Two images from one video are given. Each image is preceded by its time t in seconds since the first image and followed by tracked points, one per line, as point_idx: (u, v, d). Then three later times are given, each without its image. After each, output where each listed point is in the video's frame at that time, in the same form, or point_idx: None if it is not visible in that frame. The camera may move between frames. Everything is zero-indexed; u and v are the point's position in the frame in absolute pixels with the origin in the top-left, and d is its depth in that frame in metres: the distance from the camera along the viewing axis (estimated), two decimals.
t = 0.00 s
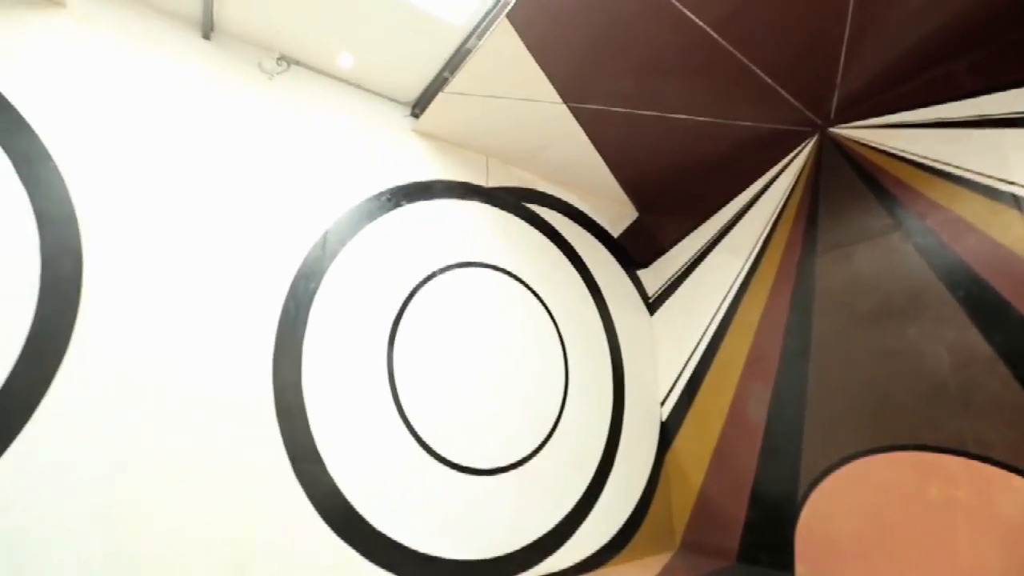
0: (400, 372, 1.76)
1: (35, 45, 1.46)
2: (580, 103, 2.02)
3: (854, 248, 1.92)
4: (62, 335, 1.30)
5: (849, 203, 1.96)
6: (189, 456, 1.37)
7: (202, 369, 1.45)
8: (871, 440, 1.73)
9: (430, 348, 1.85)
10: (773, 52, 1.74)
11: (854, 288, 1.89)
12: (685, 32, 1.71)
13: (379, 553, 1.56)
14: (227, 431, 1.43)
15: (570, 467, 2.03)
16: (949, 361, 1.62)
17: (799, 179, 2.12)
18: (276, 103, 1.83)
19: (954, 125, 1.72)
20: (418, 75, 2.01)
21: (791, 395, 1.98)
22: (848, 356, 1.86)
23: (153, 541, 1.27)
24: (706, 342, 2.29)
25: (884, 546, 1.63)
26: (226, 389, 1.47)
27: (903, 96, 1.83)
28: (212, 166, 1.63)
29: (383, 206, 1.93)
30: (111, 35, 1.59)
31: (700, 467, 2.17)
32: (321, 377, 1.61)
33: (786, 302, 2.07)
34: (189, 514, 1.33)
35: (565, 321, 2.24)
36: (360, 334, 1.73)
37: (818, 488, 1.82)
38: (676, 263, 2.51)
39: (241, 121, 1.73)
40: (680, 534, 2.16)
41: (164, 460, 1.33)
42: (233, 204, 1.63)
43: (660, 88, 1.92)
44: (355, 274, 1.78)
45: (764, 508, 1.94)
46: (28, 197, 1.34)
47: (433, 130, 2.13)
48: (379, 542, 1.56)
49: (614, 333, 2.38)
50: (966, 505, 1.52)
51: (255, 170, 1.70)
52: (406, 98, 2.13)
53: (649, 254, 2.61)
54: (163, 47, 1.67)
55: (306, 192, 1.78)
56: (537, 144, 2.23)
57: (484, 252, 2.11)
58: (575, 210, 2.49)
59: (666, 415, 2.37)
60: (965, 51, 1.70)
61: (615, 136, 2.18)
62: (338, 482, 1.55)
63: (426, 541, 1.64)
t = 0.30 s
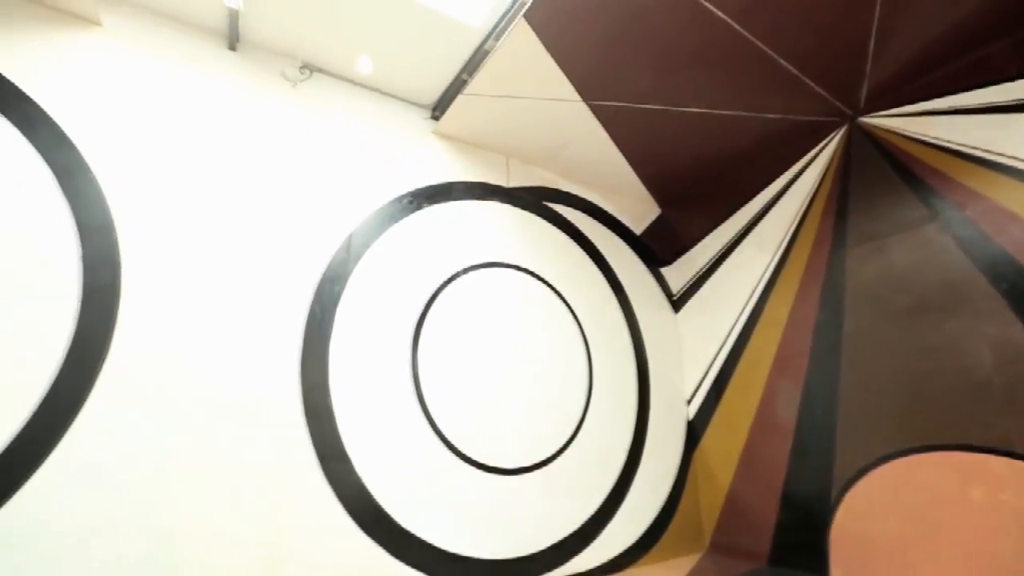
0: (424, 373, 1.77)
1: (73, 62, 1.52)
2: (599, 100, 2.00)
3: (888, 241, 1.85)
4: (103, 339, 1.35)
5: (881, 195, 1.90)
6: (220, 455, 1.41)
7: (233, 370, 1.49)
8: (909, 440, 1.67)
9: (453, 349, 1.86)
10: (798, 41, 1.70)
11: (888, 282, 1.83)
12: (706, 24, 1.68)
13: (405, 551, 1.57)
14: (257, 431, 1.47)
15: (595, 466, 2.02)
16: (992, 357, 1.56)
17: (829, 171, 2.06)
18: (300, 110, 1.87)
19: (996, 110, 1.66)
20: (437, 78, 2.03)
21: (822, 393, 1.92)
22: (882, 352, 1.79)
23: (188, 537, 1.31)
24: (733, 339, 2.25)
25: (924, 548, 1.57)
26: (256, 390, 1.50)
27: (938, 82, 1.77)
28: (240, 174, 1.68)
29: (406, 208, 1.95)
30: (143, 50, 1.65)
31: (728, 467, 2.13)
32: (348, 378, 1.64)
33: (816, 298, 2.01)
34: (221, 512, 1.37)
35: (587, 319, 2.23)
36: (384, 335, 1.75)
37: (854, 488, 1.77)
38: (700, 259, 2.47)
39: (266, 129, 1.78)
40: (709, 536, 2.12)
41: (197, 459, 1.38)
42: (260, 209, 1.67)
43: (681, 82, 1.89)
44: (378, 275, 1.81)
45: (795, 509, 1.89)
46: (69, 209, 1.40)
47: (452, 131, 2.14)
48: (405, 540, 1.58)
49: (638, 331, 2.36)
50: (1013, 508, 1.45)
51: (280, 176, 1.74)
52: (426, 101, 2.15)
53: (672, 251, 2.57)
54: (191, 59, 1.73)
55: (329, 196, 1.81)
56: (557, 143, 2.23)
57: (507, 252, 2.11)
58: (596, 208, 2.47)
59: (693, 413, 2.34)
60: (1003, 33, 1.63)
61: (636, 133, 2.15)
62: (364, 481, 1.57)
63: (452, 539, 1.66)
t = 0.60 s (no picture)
0: (451, 374, 1.79)
1: (112, 77, 1.59)
2: (621, 97, 1.98)
3: (928, 232, 1.78)
4: (144, 343, 1.40)
5: (920, 184, 1.83)
6: (255, 455, 1.44)
7: (267, 372, 1.53)
8: (954, 439, 1.60)
9: (479, 349, 1.87)
10: (827, 28, 1.64)
11: (929, 274, 1.76)
12: (730, 14, 1.64)
13: (435, 549, 1.59)
14: (290, 431, 1.50)
15: (625, 465, 2.00)
16: None
17: (863, 161, 1.99)
18: (325, 116, 1.91)
19: None
20: (459, 80, 2.04)
21: (860, 390, 1.86)
22: (925, 348, 1.73)
23: (227, 533, 1.36)
24: (764, 336, 2.19)
25: (974, 551, 1.51)
26: (289, 391, 1.54)
27: (979, 64, 1.69)
28: (269, 181, 1.72)
29: (431, 209, 1.97)
30: (177, 65, 1.71)
31: (762, 467, 2.08)
32: (377, 379, 1.67)
33: (852, 292, 1.95)
34: (257, 509, 1.40)
35: (614, 317, 2.21)
36: (412, 336, 1.77)
37: (896, 490, 1.70)
38: (729, 254, 2.41)
39: (294, 137, 1.82)
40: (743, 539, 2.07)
41: (233, 458, 1.42)
42: (290, 215, 1.71)
43: (705, 76, 1.86)
44: (404, 277, 1.83)
45: (833, 511, 1.83)
46: (112, 219, 1.46)
47: (475, 133, 2.15)
48: (436, 538, 1.60)
49: (665, 329, 2.33)
50: None
51: (308, 181, 1.78)
52: (448, 103, 2.17)
53: (699, 246, 2.52)
54: (221, 71, 1.78)
55: (355, 199, 1.84)
56: (579, 141, 2.21)
57: (532, 251, 2.11)
58: (620, 205, 2.45)
59: (723, 412, 2.29)
60: None
61: (659, 128, 2.12)
62: (395, 480, 1.60)
63: (481, 538, 1.67)
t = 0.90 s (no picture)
0: (485, 374, 1.80)
1: (157, 95, 1.67)
2: (650, 91, 1.95)
3: (984, 218, 1.69)
4: (192, 348, 1.46)
5: (975, 168, 1.73)
6: (297, 454, 1.49)
7: (307, 374, 1.57)
8: (1018, 438, 1.51)
9: (512, 348, 1.87)
10: (867, 11, 1.56)
11: (986, 263, 1.66)
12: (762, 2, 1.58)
13: (472, 547, 1.60)
14: (330, 432, 1.54)
15: (662, 465, 1.97)
16: None
17: (910, 145, 1.90)
18: (356, 123, 1.95)
19: None
20: (486, 82, 2.05)
21: (912, 387, 1.77)
22: (983, 341, 1.63)
23: (273, 530, 1.40)
24: (807, 331, 2.11)
25: None
26: (328, 393, 1.58)
27: None
28: (305, 188, 1.77)
29: (461, 211, 1.99)
30: (217, 80, 1.78)
31: (807, 467, 2.01)
32: (412, 380, 1.69)
33: (901, 284, 1.86)
34: (301, 507, 1.45)
35: (648, 315, 2.17)
36: (445, 337, 1.79)
37: (956, 491, 1.60)
38: (767, 248, 2.34)
39: (327, 145, 1.87)
40: (788, 542, 2.00)
41: (277, 458, 1.46)
42: (325, 220, 1.76)
43: (738, 65, 1.80)
44: (437, 278, 1.85)
45: (885, 514, 1.75)
46: (160, 230, 1.53)
47: (503, 134, 2.16)
48: (473, 537, 1.61)
49: (701, 325, 2.27)
50: None
51: (341, 187, 1.83)
52: (476, 105, 2.18)
53: (736, 240, 2.45)
54: (258, 84, 1.85)
55: (387, 204, 1.88)
56: (609, 137, 2.19)
57: (564, 250, 2.10)
58: (652, 200, 2.40)
59: (765, 410, 2.22)
60: None
61: (690, 120, 2.08)
62: (432, 479, 1.62)
63: (518, 537, 1.67)
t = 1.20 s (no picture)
0: (521, 373, 1.80)
1: (202, 110, 1.75)
2: (682, 82, 1.91)
3: None
4: (240, 352, 1.53)
5: None
6: (339, 454, 1.53)
7: (348, 376, 1.61)
8: None
9: (548, 348, 1.87)
10: None
11: None
12: None
13: (512, 546, 1.61)
14: (370, 432, 1.58)
15: (704, 466, 1.92)
16: None
17: (966, 127, 1.80)
18: (388, 129, 1.99)
19: None
20: (514, 82, 2.06)
21: (974, 383, 1.67)
22: None
23: (318, 528, 1.44)
24: (855, 326, 2.02)
25: None
26: (368, 394, 1.62)
27: None
28: (342, 195, 1.82)
29: (494, 212, 2.00)
30: (257, 94, 1.85)
31: (859, 468, 1.92)
32: (449, 380, 1.71)
33: (960, 273, 1.76)
34: (344, 506, 1.48)
35: (685, 312, 2.13)
36: (481, 338, 1.80)
37: None
38: (812, 237, 2.24)
39: (363, 152, 1.91)
40: (841, 545, 1.92)
41: (321, 458, 1.51)
42: (361, 225, 1.80)
43: (775, 51, 1.74)
44: (472, 280, 1.87)
45: (948, 518, 1.66)
46: (207, 240, 1.60)
47: (533, 133, 2.16)
48: (513, 537, 1.62)
49: (742, 321, 2.21)
50: None
51: (376, 192, 1.87)
52: (505, 106, 2.19)
53: (777, 233, 2.36)
54: (295, 95, 1.91)
55: (420, 207, 1.91)
56: (641, 132, 2.15)
57: (597, 248, 2.08)
58: (687, 194, 2.35)
59: (812, 409, 2.14)
60: None
61: (725, 111, 2.03)
62: (471, 478, 1.63)
63: (557, 537, 1.67)
